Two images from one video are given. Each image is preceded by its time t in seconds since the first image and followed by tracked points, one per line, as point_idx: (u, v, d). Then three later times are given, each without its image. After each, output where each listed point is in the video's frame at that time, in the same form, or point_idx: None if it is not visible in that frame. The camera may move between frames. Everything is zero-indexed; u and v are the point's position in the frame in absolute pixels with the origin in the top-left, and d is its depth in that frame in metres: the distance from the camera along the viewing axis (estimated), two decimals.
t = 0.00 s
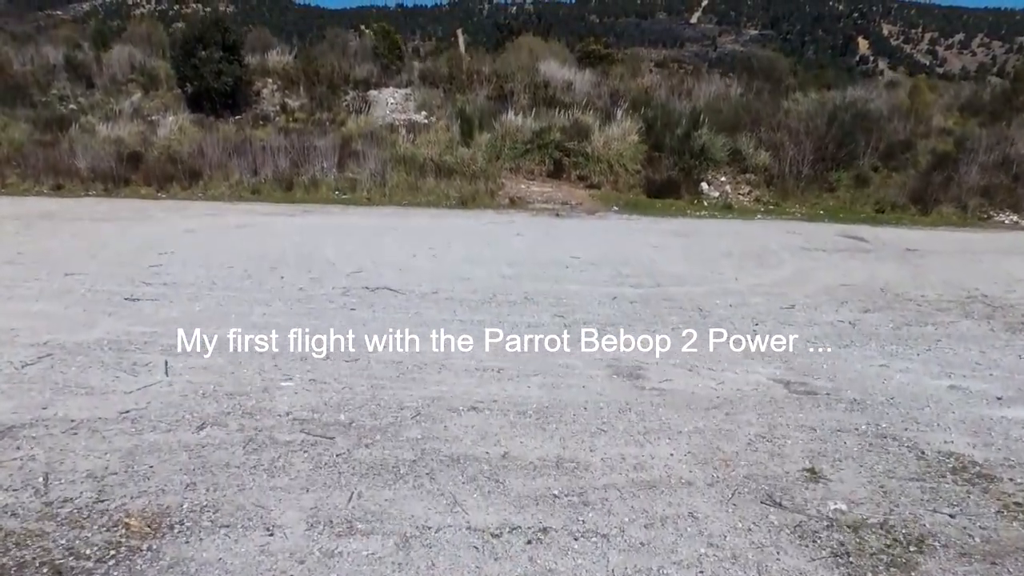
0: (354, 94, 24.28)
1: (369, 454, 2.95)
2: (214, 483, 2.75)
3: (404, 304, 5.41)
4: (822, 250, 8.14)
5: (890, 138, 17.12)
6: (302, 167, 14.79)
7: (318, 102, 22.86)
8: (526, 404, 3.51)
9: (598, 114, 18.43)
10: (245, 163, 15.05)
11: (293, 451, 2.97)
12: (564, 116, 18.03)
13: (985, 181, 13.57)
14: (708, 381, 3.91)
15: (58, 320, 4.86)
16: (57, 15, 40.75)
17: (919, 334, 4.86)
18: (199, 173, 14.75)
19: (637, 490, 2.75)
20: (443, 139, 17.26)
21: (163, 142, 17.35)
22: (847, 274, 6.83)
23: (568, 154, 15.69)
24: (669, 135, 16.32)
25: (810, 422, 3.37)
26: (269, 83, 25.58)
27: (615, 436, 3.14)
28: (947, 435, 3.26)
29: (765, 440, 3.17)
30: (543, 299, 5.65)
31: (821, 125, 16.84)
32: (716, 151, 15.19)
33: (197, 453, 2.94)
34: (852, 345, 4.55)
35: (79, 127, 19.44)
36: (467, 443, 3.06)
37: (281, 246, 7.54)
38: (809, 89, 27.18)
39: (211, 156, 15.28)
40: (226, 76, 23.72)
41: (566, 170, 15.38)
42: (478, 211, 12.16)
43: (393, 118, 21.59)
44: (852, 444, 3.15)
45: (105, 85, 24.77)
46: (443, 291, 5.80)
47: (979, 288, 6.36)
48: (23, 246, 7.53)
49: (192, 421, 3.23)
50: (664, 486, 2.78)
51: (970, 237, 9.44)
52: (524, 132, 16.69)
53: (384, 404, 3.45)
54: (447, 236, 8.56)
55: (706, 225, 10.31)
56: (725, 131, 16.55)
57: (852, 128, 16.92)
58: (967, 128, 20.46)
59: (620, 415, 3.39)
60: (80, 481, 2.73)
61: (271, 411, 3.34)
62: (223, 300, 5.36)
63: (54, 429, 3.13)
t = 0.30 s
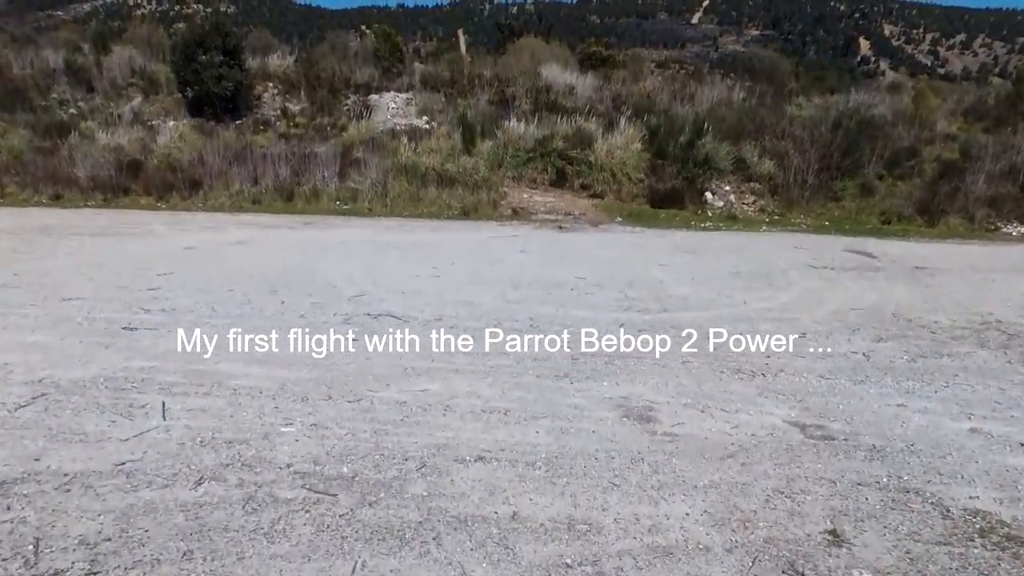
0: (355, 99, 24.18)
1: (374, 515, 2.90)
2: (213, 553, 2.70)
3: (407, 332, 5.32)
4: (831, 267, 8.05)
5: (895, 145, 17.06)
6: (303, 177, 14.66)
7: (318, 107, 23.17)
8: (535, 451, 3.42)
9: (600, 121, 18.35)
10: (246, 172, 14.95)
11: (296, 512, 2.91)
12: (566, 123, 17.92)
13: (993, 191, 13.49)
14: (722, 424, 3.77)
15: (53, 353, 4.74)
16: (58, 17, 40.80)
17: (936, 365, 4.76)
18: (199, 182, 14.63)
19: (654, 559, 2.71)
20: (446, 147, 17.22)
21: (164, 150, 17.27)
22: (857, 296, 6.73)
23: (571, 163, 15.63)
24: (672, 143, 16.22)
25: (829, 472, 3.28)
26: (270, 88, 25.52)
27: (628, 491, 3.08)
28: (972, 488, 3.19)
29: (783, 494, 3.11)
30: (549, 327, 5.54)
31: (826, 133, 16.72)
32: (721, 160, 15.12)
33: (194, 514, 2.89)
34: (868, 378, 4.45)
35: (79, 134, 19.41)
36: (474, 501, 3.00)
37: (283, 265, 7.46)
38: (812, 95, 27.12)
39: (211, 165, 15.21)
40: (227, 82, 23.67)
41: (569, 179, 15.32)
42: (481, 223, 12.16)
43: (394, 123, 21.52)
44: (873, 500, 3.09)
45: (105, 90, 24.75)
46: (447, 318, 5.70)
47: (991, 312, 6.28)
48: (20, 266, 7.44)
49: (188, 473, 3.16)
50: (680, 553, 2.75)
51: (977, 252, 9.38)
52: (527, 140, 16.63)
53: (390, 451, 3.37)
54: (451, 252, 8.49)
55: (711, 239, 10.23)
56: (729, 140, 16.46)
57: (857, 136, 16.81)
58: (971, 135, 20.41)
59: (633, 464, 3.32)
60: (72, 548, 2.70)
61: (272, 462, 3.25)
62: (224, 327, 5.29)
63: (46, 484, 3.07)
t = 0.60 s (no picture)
0: (356, 103, 24.05)
1: None
2: None
3: (410, 363, 5.18)
4: (839, 286, 7.94)
5: (900, 153, 16.92)
6: (304, 187, 14.51)
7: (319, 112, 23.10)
8: (543, 506, 3.33)
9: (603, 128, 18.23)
10: (247, 182, 14.81)
11: None
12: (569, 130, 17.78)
13: (1000, 201, 13.37)
14: (736, 470, 3.66)
15: (46, 389, 4.63)
16: (58, 18, 40.75)
17: (954, 400, 4.65)
18: (199, 193, 14.50)
19: None
20: (448, 156, 17.09)
21: (164, 158, 17.16)
22: (869, 320, 6.59)
23: (573, 171, 15.52)
24: (676, 152, 16.09)
25: (848, 531, 3.19)
26: (270, 92, 25.41)
27: (642, 554, 3.01)
28: (999, 549, 3.09)
29: (803, 556, 3.02)
30: (555, 356, 5.40)
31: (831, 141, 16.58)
32: (725, 169, 15.01)
33: None
34: (886, 417, 4.34)
35: (79, 141, 19.31)
36: (482, 567, 2.93)
37: (283, 286, 7.34)
38: (815, 99, 27.00)
39: (211, 174, 15.07)
40: (227, 87, 23.59)
41: (571, 188, 15.22)
42: (483, 235, 12.04)
43: (394, 129, 21.40)
44: (896, 565, 2.99)
45: (105, 95, 24.67)
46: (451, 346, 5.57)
47: (1005, 338, 6.16)
48: (17, 287, 7.35)
49: (184, 534, 3.08)
50: None
51: (988, 270, 9.25)
52: (529, 149, 16.53)
53: (394, 507, 3.28)
54: (454, 270, 8.39)
55: (718, 254, 10.11)
56: (734, 148, 16.33)
57: (861, 143, 16.68)
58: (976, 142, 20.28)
59: (646, 520, 3.23)
60: None
61: (274, 522, 3.16)
62: (222, 359, 5.18)
63: (36, 549, 3.00)
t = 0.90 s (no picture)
0: (356, 109, 23.89)
1: None
2: None
3: (414, 398, 5.02)
4: (850, 307, 7.81)
5: (906, 161, 16.74)
6: (304, 199, 14.32)
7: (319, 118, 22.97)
8: (554, 571, 3.24)
9: (606, 137, 18.07)
10: (247, 193, 14.65)
11: None
12: (571, 138, 17.62)
13: (1008, 213, 13.22)
14: (755, 525, 3.56)
15: (39, 429, 4.49)
16: (58, 19, 40.71)
17: (977, 441, 4.51)
18: (198, 204, 14.33)
19: None
20: (450, 165, 16.94)
21: (163, 166, 17.02)
22: (883, 347, 6.44)
23: (576, 181, 15.39)
24: (679, 161, 15.95)
25: None
26: (270, 97, 25.27)
27: None
28: None
29: None
30: (563, 390, 5.24)
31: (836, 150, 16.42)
32: (729, 179, 14.88)
33: None
34: (907, 460, 4.20)
35: (78, 148, 19.19)
36: None
37: (284, 309, 7.19)
38: (818, 104, 26.85)
39: (210, 185, 14.90)
40: (227, 92, 23.46)
41: (574, 198, 15.08)
42: (486, 248, 11.89)
43: (395, 135, 21.24)
44: None
45: (105, 100, 24.53)
46: (456, 378, 5.42)
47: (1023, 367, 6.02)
48: (12, 311, 7.22)
49: None
50: None
51: (1000, 288, 9.09)
52: (532, 158, 16.40)
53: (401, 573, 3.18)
54: (458, 289, 8.28)
55: (724, 270, 9.96)
56: (738, 157, 16.19)
57: (867, 152, 16.53)
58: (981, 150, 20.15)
59: None
60: None
61: None
62: (220, 393, 5.05)
63: None
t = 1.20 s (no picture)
0: (357, 115, 23.71)
1: None
2: None
3: (418, 443, 4.84)
4: (863, 332, 7.65)
5: (913, 170, 16.55)
6: (305, 212, 14.08)
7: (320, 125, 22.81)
8: None
9: (610, 147, 17.88)
10: (248, 206, 14.46)
11: None
12: (575, 148, 17.43)
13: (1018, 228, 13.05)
14: None
15: (29, 479, 4.35)
16: (56, 22, 40.48)
17: (1005, 492, 4.38)
18: (198, 218, 14.12)
19: None
20: (451, 176, 16.78)
21: (162, 177, 16.84)
22: (900, 380, 6.26)
23: (579, 193, 15.22)
24: (684, 172, 15.77)
25: None
26: (270, 103, 25.10)
27: None
28: None
29: None
30: (573, 431, 5.06)
31: (843, 161, 16.24)
32: (735, 192, 14.71)
33: None
34: (931, 516, 4.08)
35: (77, 158, 19.02)
36: None
37: (284, 337, 7.01)
38: (822, 110, 26.67)
39: (210, 197, 14.69)
40: (227, 99, 23.27)
41: (578, 210, 14.88)
42: (489, 264, 11.71)
43: (395, 143, 21.08)
44: None
45: (104, 106, 24.36)
46: (462, 418, 5.23)
47: None
48: (6, 339, 7.05)
49: None
50: None
51: (1015, 310, 8.91)
52: (535, 168, 16.24)
53: None
54: (462, 313, 8.15)
55: (732, 291, 9.79)
56: (743, 168, 16.02)
57: (873, 163, 16.36)
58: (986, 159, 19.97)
59: None
60: None
61: None
62: (216, 435, 4.89)
63: None
